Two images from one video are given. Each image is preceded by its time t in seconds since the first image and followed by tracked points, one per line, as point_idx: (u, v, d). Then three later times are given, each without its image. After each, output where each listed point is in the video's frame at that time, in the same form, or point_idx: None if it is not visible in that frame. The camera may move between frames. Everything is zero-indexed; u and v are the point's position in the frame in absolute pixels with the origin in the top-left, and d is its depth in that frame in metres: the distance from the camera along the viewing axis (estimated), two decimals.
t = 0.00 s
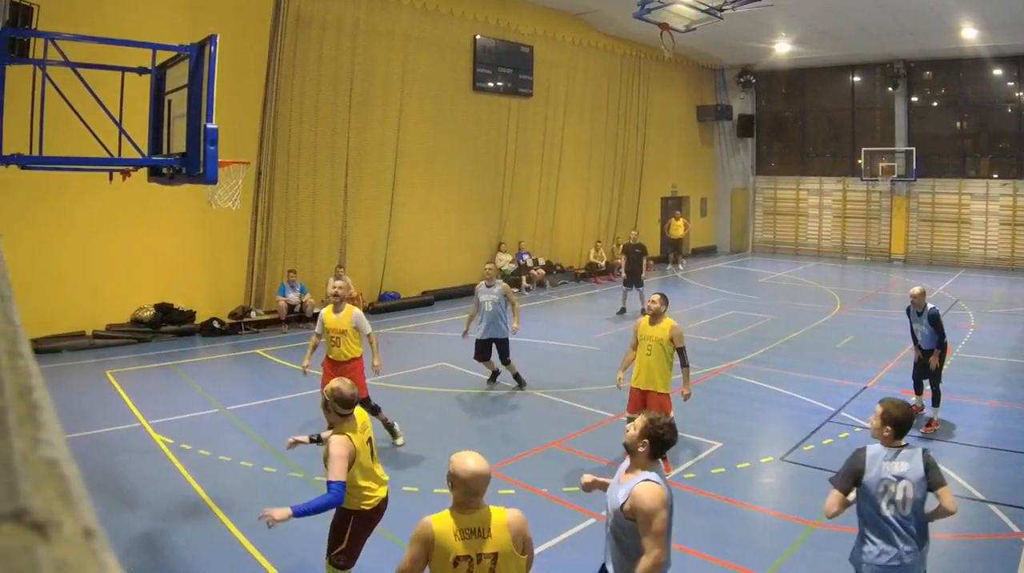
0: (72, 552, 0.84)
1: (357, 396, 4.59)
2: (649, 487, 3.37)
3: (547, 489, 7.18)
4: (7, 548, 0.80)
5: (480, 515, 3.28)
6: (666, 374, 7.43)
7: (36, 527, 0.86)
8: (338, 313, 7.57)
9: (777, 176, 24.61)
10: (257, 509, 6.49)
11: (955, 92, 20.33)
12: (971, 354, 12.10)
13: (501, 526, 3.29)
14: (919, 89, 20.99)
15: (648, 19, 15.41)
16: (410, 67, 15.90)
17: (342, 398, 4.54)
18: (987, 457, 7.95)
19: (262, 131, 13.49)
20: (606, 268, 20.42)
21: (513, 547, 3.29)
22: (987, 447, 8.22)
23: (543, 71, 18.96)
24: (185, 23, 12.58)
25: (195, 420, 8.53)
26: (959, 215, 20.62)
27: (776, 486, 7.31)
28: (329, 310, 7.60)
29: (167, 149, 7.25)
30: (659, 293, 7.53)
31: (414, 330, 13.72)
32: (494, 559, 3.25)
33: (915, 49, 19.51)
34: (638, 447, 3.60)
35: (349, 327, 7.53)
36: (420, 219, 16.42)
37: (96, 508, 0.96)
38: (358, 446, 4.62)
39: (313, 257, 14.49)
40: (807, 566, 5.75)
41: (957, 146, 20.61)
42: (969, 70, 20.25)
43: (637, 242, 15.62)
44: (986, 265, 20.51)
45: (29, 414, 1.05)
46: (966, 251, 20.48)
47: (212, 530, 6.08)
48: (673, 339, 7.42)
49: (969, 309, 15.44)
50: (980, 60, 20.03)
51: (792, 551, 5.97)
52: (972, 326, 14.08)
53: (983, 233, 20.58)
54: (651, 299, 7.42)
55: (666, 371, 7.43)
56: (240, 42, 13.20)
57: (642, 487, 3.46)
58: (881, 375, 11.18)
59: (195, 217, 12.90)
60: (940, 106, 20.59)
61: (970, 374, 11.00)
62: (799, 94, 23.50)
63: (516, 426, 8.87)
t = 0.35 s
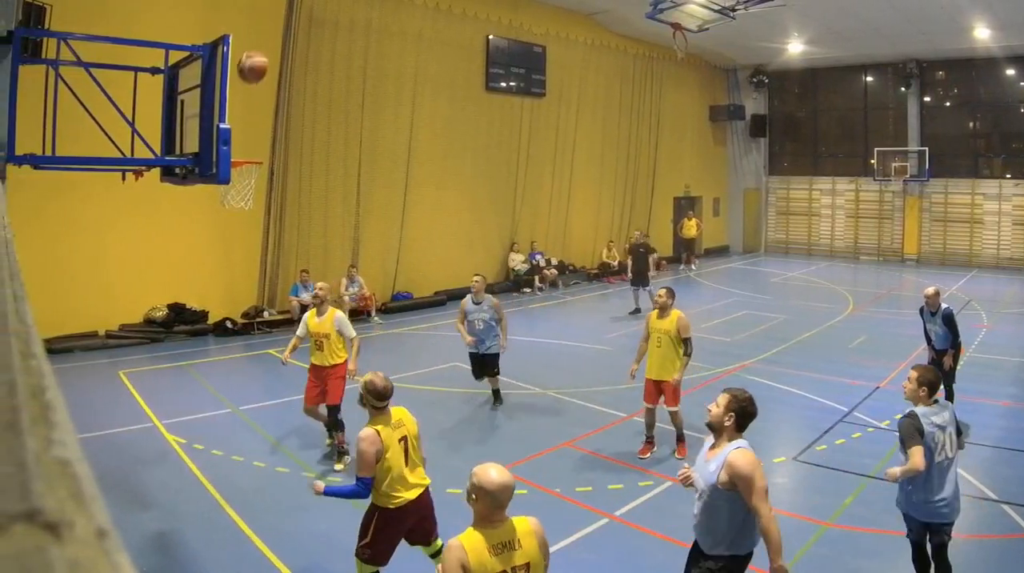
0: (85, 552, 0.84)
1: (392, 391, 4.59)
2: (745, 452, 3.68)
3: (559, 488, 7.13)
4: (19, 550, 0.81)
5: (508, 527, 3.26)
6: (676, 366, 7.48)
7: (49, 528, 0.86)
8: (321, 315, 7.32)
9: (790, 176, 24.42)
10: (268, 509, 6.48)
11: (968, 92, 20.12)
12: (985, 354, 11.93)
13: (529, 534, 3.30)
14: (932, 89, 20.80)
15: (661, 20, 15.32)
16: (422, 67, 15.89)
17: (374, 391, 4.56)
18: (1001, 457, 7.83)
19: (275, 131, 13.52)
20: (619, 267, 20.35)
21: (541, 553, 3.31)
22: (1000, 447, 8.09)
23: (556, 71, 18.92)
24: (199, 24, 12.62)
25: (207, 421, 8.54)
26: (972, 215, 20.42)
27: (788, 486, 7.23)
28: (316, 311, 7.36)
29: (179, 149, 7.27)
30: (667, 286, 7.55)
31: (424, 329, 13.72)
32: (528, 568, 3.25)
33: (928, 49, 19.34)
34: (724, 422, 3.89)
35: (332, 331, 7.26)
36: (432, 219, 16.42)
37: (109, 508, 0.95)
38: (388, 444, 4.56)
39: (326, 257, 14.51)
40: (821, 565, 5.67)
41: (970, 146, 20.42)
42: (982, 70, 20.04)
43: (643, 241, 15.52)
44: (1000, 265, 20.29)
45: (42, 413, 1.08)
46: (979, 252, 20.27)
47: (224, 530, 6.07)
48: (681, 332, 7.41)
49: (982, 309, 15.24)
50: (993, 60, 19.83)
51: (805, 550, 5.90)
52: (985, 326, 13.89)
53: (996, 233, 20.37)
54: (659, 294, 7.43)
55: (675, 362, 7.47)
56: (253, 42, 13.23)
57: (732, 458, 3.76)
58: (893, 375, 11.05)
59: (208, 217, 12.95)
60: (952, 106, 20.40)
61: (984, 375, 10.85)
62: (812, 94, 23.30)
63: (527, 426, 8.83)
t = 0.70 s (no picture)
0: (98, 551, 0.81)
1: (421, 383, 4.56)
2: (811, 448, 3.90)
3: (572, 489, 7.06)
4: (33, 550, 0.79)
5: (504, 536, 3.20)
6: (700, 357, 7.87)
7: (62, 527, 0.84)
8: (309, 325, 7.17)
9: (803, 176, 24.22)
10: (279, 509, 6.47)
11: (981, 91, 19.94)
12: (999, 354, 11.77)
13: (528, 545, 3.21)
14: (945, 90, 20.60)
15: (674, 19, 15.21)
16: (435, 67, 15.89)
17: (402, 380, 4.57)
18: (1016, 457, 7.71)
19: (288, 132, 13.53)
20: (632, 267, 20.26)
21: (540, 565, 3.21)
22: (1014, 447, 7.98)
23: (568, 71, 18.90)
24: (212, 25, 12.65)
25: (219, 421, 8.54)
26: (985, 215, 20.22)
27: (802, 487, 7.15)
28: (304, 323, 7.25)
29: (192, 150, 7.28)
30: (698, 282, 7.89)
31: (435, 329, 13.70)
32: None
33: (942, 49, 19.17)
34: (801, 414, 4.11)
35: (320, 342, 7.14)
36: (444, 219, 16.41)
37: (123, 507, 0.92)
38: (413, 433, 4.57)
39: (338, 257, 14.50)
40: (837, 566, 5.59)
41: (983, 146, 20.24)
42: (996, 70, 19.86)
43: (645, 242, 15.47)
44: (1014, 265, 20.07)
45: (54, 414, 1.04)
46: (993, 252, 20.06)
47: (237, 531, 6.05)
48: (704, 327, 7.80)
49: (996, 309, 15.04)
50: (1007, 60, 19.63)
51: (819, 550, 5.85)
52: (999, 326, 13.70)
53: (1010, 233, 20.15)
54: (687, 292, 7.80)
55: (696, 355, 7.87)
56: (266, 42, 13.23)
57: (800, 450, 3.99)
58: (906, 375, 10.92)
59: (221, 217, 12.98)
60: (966, 106, 20.20)
61: (999, 374, 10.70)
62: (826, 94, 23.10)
63: (538, 427, 8.78)
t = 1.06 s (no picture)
0: (112, 552, 0.79)
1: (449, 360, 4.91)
2: (853, 423, 4.22)
3: (585, 489, 7.01)
4: (46, 550, 0.78)
5: (499, 533, 3.20)
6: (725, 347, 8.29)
7: (75, 527, 0.81)
8: (345, 325, 7.49)
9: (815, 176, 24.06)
10: (291, 510, 6.45)
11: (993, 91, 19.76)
12: (1015, 354, 11.63)
13: (522, 546, 3.17)
14: (957, 89, 20.41)
15: (686, 20, 15.12)
16: (448, 67, 15.89)
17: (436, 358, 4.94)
18: None
19: (301, 132, 13.53)
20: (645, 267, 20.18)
21: (533, 568, 3.15)
22: None
23: (582, 71, 18.86)
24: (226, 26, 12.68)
25: (231, 421, 8.54)
26: (998, 215, 20.04)
27: (816, 488, 7.07)
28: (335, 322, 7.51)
29: (205, 150, 7.28)
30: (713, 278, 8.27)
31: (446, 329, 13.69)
32: None
33: (955, 49, 19.02)
34: (846, 396, 4.45)
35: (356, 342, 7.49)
36: (457, 219, 16.42)
37: (137, 508, 0.89)
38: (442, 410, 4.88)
39: (351, 257, 14.51)
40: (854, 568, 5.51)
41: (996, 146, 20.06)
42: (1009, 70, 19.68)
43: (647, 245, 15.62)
44: None
45: (68, 414, 1.01)
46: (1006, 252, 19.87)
47: (249, 532, 6.04)
48: (727, 319, 8.23)
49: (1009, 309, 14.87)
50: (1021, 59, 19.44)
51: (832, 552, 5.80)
52: (1012, 326, 13.53)
53: None
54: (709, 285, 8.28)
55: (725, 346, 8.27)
56: (280, 43, 13.25)
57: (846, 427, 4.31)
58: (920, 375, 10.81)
59: (235, 217, 13.02)
60: (979, 106, 20.02)
61: (1015, 375, 10.56)
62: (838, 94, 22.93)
63: (550, 427, 8.73)
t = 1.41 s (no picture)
0: (124, 552, 0.74)
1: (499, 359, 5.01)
2: (874, 390, 4.71)
3: (598, 488, 6.95)
4: (57, 550, 0.71)
5: (531, 517, 3.25)
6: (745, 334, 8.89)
7: (87, 528, 0.76)
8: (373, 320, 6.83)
9: (828, 176, 23.88)
10: (304, 510, 6.44)
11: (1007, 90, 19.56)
12: None
13: (553, 528, 3.22)
14: (970, 90, 20.24)
15: (699, 19, 15.02)
16: (461, 67, 15.87)
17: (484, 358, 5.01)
18: None
19: (314, 132, 13.53)
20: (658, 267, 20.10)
21: (563, 549, 3.21)
22: None
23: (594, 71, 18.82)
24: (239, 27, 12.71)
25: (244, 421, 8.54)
26: (1012, 215, 19.84)
27: (828, 488, 7.01)
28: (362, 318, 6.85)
29: (218, 149, 7.29)
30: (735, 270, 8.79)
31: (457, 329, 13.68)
32: (541, 559, 3.20)
33: (967, 48, 18.84)
34: (877, 369, 4.93)
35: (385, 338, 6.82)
36: (469, 219, 16.42)
37: (150, 509, 0.85)
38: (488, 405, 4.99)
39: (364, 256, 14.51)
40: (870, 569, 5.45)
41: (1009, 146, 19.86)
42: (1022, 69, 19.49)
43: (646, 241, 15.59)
44: None
45: (80, 414, 0.95)
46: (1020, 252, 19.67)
47: (264, 532, 6.02)
48: (751, 308, 8.82)
49: None
50: None
51: (843, 552, 5.77)
52: None
53: None
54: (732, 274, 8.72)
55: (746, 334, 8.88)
56: (292, 44, 13.26)
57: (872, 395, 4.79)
58: (935, 375, 10.69)
59: (247, 217, 13.05)
60: (992, 106, 19.83)
61: None
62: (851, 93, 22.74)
63: (562, 426, 8.68)
